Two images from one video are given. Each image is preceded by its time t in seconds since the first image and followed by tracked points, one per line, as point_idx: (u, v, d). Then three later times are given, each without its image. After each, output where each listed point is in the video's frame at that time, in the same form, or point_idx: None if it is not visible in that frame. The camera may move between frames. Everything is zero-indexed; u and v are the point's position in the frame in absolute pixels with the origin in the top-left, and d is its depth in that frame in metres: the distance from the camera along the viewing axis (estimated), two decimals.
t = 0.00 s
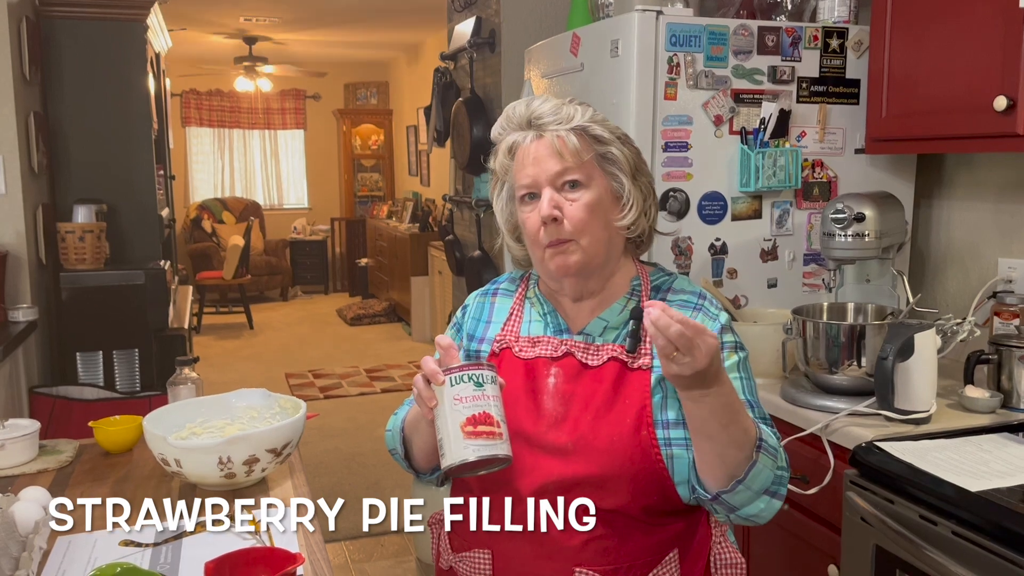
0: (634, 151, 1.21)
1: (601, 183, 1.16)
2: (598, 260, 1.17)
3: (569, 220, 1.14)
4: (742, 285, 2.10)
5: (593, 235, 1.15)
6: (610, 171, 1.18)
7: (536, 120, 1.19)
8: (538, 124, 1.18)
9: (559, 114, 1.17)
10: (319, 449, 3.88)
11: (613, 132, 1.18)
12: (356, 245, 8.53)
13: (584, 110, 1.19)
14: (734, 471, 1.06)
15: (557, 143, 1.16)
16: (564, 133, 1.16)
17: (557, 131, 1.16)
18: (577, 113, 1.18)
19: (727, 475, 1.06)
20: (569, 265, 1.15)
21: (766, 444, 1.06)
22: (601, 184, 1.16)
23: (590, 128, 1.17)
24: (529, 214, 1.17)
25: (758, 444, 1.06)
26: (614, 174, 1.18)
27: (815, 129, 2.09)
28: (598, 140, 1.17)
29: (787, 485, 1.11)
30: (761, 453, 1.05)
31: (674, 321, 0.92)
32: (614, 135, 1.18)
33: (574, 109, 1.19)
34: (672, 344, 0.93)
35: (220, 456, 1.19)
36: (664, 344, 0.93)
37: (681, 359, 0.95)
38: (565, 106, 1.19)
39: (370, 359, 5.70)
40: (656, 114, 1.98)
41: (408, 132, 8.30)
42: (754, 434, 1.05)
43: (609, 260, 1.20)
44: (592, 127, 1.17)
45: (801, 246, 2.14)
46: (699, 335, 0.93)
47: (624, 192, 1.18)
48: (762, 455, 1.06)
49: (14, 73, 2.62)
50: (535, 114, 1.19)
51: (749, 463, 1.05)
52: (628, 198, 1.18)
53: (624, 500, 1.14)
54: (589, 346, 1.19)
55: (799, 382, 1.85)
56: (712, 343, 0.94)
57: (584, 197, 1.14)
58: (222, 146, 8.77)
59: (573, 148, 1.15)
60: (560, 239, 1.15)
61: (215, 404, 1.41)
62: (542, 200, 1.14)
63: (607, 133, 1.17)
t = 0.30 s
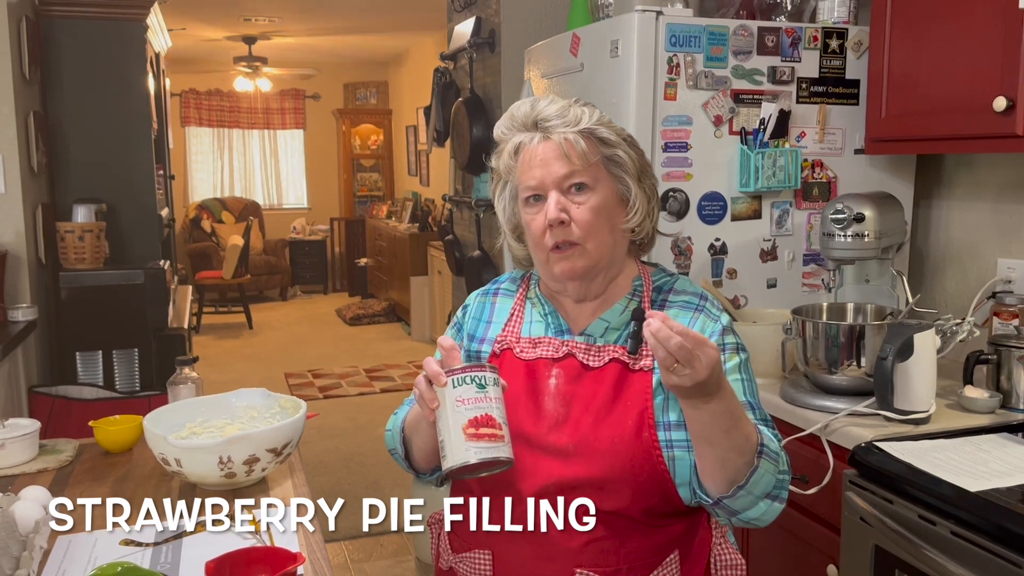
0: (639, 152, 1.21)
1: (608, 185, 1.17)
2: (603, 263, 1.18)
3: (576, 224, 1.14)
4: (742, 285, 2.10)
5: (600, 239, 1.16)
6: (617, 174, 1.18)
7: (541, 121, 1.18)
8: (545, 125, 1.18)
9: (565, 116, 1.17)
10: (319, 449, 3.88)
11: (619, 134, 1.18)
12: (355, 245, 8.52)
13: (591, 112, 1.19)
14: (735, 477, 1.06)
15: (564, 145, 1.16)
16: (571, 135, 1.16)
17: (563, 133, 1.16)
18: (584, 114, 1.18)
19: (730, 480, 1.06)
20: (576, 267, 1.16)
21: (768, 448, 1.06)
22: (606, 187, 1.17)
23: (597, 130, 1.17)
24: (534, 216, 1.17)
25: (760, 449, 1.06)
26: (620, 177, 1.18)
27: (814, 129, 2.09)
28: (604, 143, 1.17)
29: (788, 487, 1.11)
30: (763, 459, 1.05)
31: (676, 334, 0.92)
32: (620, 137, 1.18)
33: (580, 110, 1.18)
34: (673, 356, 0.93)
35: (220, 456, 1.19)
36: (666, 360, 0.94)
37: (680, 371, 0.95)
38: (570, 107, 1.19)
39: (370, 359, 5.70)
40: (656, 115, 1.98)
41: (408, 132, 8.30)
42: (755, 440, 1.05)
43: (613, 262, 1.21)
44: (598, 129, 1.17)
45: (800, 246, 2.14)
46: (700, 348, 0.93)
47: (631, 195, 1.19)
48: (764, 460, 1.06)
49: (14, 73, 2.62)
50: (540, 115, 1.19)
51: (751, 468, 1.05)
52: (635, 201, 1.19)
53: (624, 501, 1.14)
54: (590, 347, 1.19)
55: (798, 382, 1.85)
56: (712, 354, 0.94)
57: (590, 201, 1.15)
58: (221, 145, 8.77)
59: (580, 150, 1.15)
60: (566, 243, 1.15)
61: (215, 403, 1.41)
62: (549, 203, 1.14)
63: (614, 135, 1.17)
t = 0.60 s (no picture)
0: (640, 154, 1.21)
1: (610, 187, 1.17)
2: (604, 266, 1.18)
3: (578, 226, 1.15)
4: (741, 286, 2.10)
5: (601, 240, 1.16)
6: (619, 175, 1.18)
7: (543, 122, 1.18)
8: (546, 126, 1.18)
9: (567, 117, 1.17)
10: (319, 449, 3.88)
11: (621, 136, 1.18)
12: (355, 246, 8.52)
13: (593, 113, 1.19)
14: (735, 480, 1.06)
15: (566, 147, 1.16)
16: (573, 136, 1.16)
17: (565, 134, 1.16)
18: (586, 115, 1.18)
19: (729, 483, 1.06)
20: (578, 269, 1.16)
21: (767, 452, 1.06)
22: (608, 189, 1.17)
23: (599, 132, 1.17)
24: (535, 217, 1.17)
25: (757, 453, 1.05)
26: (622, 179, 1.19)
27: (814, 130, 2.09)
28: (606, 144, 1.18)
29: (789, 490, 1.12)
30: (761, 463, 1.05)
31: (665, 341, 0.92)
32: (622, 138, 1.18)
33: (582, 111, 1.19)
34: (664, 361, 0.94)
35: (221, 456, 1.19)
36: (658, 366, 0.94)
37: (674, 376, 0.95)
38: (572, 108, 1.19)
39: (370, 359, 5.70)
40: (656, 116, 1.98)
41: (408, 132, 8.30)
42: (752, 443, 1.05)
43: (615, 265, 1.21)
44: (600, 131, 1.17)
45: (800, 247, 2.14)
46: (688, 350, 0.93)
47: (632, 197, 1.19)
48: (763, 464, 1.06)
49: (14, 73, 2.62)
50: (542, 116, 1.19)
51: (749, 472, 1.05)
52: (636, 203, 1.19)
53: (624, 502, 1.15)
54: (591, 349, 1.19)
55: (798, 383, 1.85)
56: (702, 355, 0.94)
57: (592, 202, 1.15)
58: (221, 146, 8.77)
59: (582, 152, 1.15)
60: (568, 245, 1.16)
61: (216, 404, 1.41)
62: (551, 204, 1.14)
63: (615, 137, 1.18)
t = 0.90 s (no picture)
0: (641, 155, 1.22)
1: (611, 188, 1.17)
2: (606, 267, 1.18)
3: (580, 227, 1.14)
4: (740, 287, 2.11)
5: (604, 241, 1.16)
6: (620, 176, 1.18)
7: (544, 124, 1.19)
8: (548, 129, 1.18)
9: (568, 119, 1.18)
10: (318, 450, 3.88)
11: (622, 137, 1.19)
12: (354, 247, 8.53)
13: (594, 115, 1.19)
14: (725, 437, 1.04)
15: (567, 148, 1.16)
16: (574, 138, 1.16)
17: (566, 136, 1.16)
18: (587, 118, 1.18)
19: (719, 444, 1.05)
20: (580, 269, 1.16)
21: (742, 401, 1.05)
22: (610, 190, 1.17)
23: (599, 133, 1.17)
24: (538, 219, 1.17)
25: (732, 404, 1.04)
26: (623, 180, 1.19)
27: (813, 132, 2.09)
28: (606, 145, 1.18)
29: (791, 438, 1.09)
30: (739, 411, 1.04)
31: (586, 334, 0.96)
32: (623, 140, 1.19)
33: (582, 113, 1.19)
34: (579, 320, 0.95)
35: (221, 457, 1.19)
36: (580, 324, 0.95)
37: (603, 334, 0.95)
38: (573, 110, 1.19)
39: (369, 360, 5.70)
40: (655, 117, 1.98)
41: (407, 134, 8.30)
42: (722, 394, 1.04)
43: (617, 265, 1.21)
44: (601, 132, 1.17)
45: (799, 248, 2.15)
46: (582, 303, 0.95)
47: (634, 198, 1.20)
48: (742, 412, 1.04)
49: (14, 74, 2.63)
50: (542, 119, 1.19)
51: (732, 424, 1.04)
52: (638, 204, 1.20)
53: (626, 501, 1.15)
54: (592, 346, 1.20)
55: (797, 383, 1.85)
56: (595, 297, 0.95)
57: (594, 203, 1.15)
58: (220, 147, 8.77)
59: (584, 153, 1.16)
60: (571, 246, 1.15)
61: (216, 404, 1.41)
62: (553, 206, 1.14)
63: (616, 139, 1.18)
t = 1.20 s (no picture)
0: (626, 156, 1.21)
1: (598, 192, 1.18)
2: (597, 270, 1.19)
3: (568, 232, 1.15)
4: (740, 289, 2.11)
5: (593, 244, 1.17)
6: (606, 180, 1.19)
7: (527, 129, 1.18)
8: (531, 135, 1.18)
9: (551, 124, 1.17)
10: (317, 452, 3.87)
11: (606, 140, 1.18)
12: (353, 248, 8.53)
13: (577, 119, 1.19)
14: (762, 451, 1.05)
15: (551, 154, 1.16)
16: (557, 143, 1.16)
17: (549, 141, 1.16)
18: (570, 122, 1.18)
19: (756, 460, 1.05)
20: (571, 273, 1.17)
21: (777, 416, 1.06)
22: (596, 193, 1.17)
23: (583, 137, 1.17)
24: (526, 225, 1.18)
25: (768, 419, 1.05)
26: (610, 183, 1.19)
27: (812, 133, 2.09)
28: (591, 149, 1.17)
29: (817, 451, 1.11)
30: (776, 426, 1.05)
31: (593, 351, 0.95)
32: (607, 142, 1.18)
33: (565, 117, 1.18)
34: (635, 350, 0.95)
35: (221, 457, 1.19)
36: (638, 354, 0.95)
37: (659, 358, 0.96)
38: (556, 114, 1.19)
39: (369, 362, 5.70)
40: (654, 119, 1.99)
41: (407, 135, 8.31)
42: (760, 411, 1.04)
43: (608, 267, 1.21)
44: (584, 136, 1.17)
45: (799, 250, 2.15)
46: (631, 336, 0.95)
47: (621, 200, 1.20)
48: (778, 428, 1.05)
49: (15, 75, 2.63)
50: (526, 124, 1.19)
51: (769, 439, 1.05)
52: (625, 206, 1.20)
53: (620, 502, 1.15)
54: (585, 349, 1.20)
55: (796, 385, 1.85)
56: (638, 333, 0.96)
57: (581, 208, 1.16)
58: (219, 148, 8.76)
59: (568, 158, 1.16)
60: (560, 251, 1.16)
61: (216, 406, 1.41)
62: (540, 212, 1.15)
63: (600, 141, 1.17)
